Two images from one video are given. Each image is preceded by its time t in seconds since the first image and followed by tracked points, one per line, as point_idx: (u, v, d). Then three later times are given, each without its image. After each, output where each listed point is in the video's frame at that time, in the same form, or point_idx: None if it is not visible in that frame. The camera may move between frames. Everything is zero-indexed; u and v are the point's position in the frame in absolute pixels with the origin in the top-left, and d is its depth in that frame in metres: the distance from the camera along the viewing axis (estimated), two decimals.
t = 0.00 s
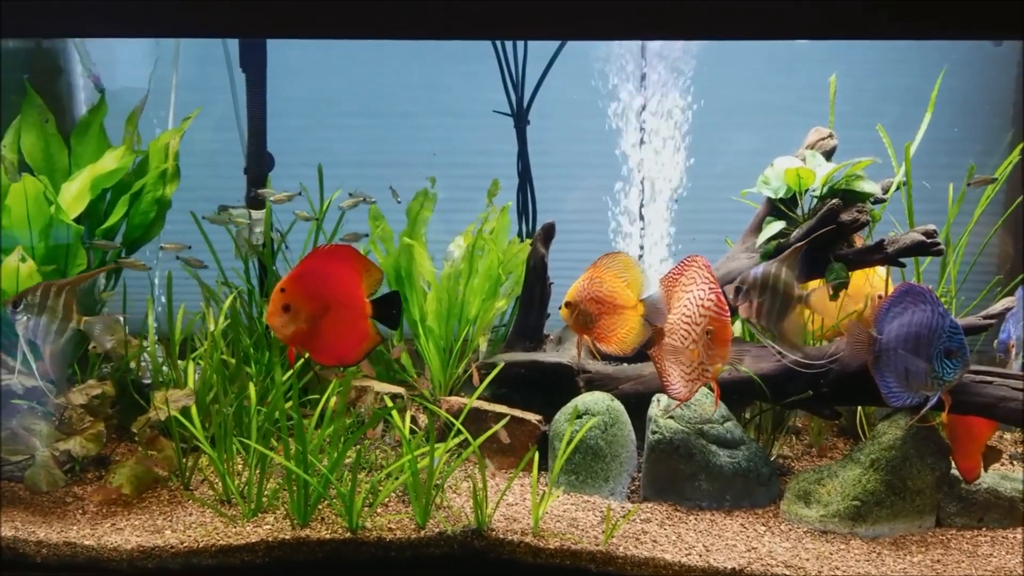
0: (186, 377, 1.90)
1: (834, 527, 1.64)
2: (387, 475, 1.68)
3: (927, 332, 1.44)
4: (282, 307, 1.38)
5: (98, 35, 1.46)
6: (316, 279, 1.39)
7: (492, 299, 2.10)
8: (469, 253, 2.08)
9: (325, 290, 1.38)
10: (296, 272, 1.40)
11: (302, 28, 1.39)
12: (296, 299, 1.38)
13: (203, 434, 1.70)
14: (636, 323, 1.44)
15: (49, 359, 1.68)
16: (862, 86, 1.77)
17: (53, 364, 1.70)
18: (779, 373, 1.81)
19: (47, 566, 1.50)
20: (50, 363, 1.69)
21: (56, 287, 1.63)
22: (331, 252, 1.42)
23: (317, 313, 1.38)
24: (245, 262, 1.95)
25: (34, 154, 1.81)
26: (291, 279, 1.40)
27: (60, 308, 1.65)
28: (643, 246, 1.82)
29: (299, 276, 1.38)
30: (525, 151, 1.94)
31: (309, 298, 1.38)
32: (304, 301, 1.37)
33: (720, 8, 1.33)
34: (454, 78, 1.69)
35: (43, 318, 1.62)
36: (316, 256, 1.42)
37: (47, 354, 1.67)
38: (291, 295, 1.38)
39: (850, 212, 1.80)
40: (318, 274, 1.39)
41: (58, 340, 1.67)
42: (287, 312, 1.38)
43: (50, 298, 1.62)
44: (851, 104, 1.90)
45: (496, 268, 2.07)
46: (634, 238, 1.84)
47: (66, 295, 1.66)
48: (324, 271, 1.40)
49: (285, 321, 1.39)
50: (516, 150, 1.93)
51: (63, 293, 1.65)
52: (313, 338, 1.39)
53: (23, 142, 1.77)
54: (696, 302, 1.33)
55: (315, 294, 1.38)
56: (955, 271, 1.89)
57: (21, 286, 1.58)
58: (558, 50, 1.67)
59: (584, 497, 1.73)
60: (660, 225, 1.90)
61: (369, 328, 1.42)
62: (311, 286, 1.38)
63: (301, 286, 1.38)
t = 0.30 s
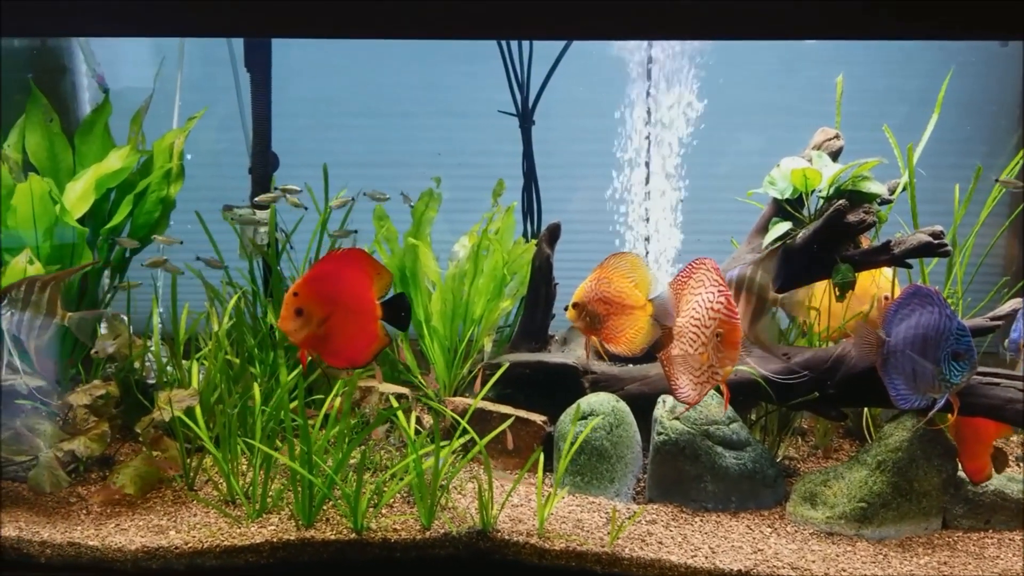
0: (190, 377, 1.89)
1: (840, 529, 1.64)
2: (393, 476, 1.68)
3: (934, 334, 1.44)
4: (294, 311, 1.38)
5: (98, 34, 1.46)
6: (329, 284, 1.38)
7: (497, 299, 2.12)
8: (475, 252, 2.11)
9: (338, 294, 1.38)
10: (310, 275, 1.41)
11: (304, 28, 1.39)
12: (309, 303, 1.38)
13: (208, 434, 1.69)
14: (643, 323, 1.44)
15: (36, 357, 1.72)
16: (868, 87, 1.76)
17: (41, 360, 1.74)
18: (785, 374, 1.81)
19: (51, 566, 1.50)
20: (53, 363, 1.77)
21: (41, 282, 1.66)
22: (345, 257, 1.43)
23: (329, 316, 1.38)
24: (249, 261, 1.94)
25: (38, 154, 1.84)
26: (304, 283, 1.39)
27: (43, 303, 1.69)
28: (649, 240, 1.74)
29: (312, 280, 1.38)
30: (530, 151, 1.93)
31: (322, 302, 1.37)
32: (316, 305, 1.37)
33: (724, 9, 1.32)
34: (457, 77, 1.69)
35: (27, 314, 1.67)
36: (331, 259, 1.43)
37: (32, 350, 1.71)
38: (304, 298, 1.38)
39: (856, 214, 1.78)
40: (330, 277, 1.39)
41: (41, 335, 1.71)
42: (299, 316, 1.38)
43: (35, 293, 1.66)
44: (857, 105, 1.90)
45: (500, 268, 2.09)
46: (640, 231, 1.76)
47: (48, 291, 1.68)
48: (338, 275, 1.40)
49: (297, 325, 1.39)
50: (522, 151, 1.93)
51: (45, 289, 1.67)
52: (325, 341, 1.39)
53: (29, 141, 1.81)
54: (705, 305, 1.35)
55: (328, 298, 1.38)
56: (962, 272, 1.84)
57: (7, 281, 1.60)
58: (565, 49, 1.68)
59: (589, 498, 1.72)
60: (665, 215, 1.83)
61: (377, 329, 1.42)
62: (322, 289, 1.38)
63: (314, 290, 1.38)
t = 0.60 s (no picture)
0: (194, 376, 1.87)
1: (848, 529, 1.63)
2: (399, 476, 1.67)
3: (944, 335, 1.43)
4: (304, 313, 1.37)
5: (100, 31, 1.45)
6: (341, 286, 1.38)
7: (503, 298, 2.12)
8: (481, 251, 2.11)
9: (349, 295, 1.37)
10: (321, 276, 1.40)
11: (310, 25, 1.38)
12: (320, 304, 1.37)
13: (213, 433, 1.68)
14: (655, 322, 1.42)
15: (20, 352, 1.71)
16: (875, 85, 1.76)
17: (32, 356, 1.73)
18: (792, 375, 1.79)
19: (57, 565, 1.50)
20: (53, 361, 1.77)
21: (24, 274, 1.65)
22: (353, 258, 1.41)
23: (340, 317, 1.37)
24: (254, 260, 1.93)
25: (43, 153, 1.82)
26: (315, 284, 1.39)
27: (26, 296, 1.68)
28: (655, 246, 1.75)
29: (323, 282, 1.38)
30: (535, 148, 1.90)
31: (332, 304, 1.37)
32: (326, 306, 1.36)
33: (730, 6, 1.32)
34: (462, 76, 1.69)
35: (9, 306, 1.66)
36: (339, 261, 1.42)
37: (16, 343, 1.70)
38: (314, 300, 1.37)
39: (865, 211, 1.75)
40: (338, 280, 1.38)
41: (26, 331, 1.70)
42: (310, 317, 1.37)
43: (17, 286, 1.65)
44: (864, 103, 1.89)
45: (506, 267, 2.11)
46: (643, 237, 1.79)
47: (32, 283, 1.66)
48: (348, 277, 1.39)
49: (307, 327, 1.38)
50: (525, 145, 1.89)
51: (29, 282, 1.65)
52: (335, 343, 1.39)
53: (32, 139, 1.79)
54: (717, 306, 1.34)
55: (338, 299, 1.38)
56: (969, 271, 1.83)
57: None
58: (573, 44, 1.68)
59: (595, 499, 1.72)
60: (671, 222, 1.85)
61: (385, 328, 1.42)
62: (332, 291, 1.37)
63: (324, 292, 1.37)
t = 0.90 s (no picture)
0: (199, 376, 1.88)
1: (858, 530, 1.62)
2: (407, 476, 1.66)
3: (955, 335, 1.41)
4: (316, 315, 1.37)
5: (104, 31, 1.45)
6: (350, 287, 1.37)
7: (509, 297, 2.13)
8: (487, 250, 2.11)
9: (358, 297, 1.37)
10: (331, 277, 1.39)
11: (314, 24, 1.38)
12: (331, 306, 1.36)
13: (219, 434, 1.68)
14: (668, 321, 1.42)
15: (14, 351, 1.66)
16: (882, 83, 1.75)
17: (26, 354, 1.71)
18: (801, 374, 1.78)
19: (62, 566, 1.49)
20: (53, 361, 1.76)
21: (16, 270, 1.59)
22: (364, 259, 1.41)
23: (350, 318, 1.36)
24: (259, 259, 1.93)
25: (48, 152, 1.82)
26: (327, 286, 1.38)
27: (19, 292, 1.62)
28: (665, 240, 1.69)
29: (334, 284, 1.37)
30: (543, 148, 1.86)
31: (343, 305, 1.36)
32: (338, 308, 1.36)
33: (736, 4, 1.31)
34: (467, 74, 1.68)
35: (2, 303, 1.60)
36: (347, 262, 1.41)
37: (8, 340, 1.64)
38: (327, 302, 1.37)
39: (875, 210, 1.74)
40: (347, 280, 1.38)
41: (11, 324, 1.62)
42: (322, 319, 1.37)
43: (8, 283, 1.59)
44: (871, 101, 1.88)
45: (513, 266, 2.11)
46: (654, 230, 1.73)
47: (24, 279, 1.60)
48: (356, 279, 1.38)
49: (319, 328, 1.38)
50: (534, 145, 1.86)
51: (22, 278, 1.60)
52: (347, 345, 1.39)
53: (36, 138, 1.79)
54: (729, 307, 1.35)
55: (349, 300, 1.37)
56: (979, 271, 1.79)
57: None
58: (579, 44, 1.67)
59: (603, 499, 1.71)
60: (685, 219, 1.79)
61: (395, 329, 1.41)
62: (342, 292, 1.37)
63: (334, 293, 1.37)
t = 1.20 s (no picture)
0: (203, 377, 1.87)
1: (867, 531, 1.61)
2: (413, 478, 1.65)
3: (965, 335, 1.40)
4: (324, 317, 1.37)
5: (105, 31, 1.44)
6: (357, 288, 1.36)
7: (515, 296, 2.12)
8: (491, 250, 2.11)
9: (365, 298, 1.36)
10: (338, 280, 1.38)
11: (317, 24, 1.37)
12: (338, 308, 1.35)
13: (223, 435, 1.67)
14: (678, 323, 1.40)
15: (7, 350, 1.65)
16: (888, 80, 1.73)
17: (23, 354, 1.70)
18: (809, 373, 1.78)
19: (66, 569, 1.48)
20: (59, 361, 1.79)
21: (10, 272, 1.59)
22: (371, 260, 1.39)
23: (358, 321, 1.35)
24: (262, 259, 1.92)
25: (51, 152, 1.81)
26: (334, 288, 1.37)
27: (14, 292, 1.62)
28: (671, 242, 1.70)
29: (341, 286, 1.36)
30: (547, 146, 1.83)
31: (350, 307, 1.35)
32: (346, 310, 1.35)
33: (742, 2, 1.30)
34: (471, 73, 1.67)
35: None
36: (354, 264, 1.40)
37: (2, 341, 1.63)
38: (334, 304, 1.36)
39: (883, 209, 1.75)
40: (354, 283, 1.37)
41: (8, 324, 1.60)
42: (329, 321, 1.36)
43: (4, 282, 1.59)
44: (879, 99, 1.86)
45: (518, 265, 2.12)
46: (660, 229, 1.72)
47: (19, 280, 1.60)
48: (363, 279, 1.37)
49: (326, 330, 1.36)
50: (539, 145, 1.83)
51: (16, 279, 1.59)
52: (353, 347, 1.37)
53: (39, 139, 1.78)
54: (740, 307, 1.34)
55: (357, 302, 1.36)
56: (988, 269, 1.79)
57: None
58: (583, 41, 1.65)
59: (610, 501, 1.70)
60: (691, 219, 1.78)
61: (399, 330, 1.40)
62: (350, 295, 1.36)
63: (342, 295, 1.36)
